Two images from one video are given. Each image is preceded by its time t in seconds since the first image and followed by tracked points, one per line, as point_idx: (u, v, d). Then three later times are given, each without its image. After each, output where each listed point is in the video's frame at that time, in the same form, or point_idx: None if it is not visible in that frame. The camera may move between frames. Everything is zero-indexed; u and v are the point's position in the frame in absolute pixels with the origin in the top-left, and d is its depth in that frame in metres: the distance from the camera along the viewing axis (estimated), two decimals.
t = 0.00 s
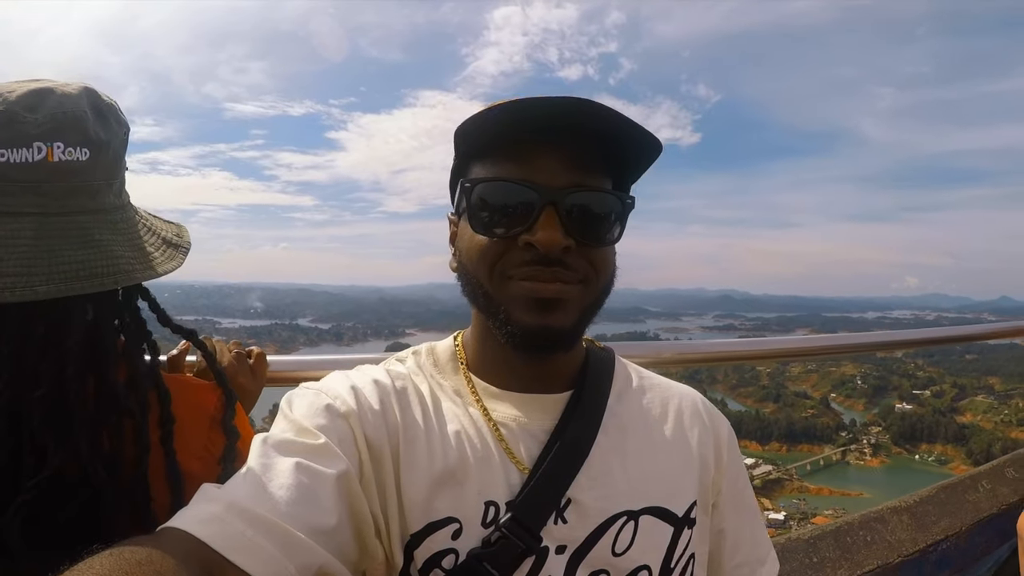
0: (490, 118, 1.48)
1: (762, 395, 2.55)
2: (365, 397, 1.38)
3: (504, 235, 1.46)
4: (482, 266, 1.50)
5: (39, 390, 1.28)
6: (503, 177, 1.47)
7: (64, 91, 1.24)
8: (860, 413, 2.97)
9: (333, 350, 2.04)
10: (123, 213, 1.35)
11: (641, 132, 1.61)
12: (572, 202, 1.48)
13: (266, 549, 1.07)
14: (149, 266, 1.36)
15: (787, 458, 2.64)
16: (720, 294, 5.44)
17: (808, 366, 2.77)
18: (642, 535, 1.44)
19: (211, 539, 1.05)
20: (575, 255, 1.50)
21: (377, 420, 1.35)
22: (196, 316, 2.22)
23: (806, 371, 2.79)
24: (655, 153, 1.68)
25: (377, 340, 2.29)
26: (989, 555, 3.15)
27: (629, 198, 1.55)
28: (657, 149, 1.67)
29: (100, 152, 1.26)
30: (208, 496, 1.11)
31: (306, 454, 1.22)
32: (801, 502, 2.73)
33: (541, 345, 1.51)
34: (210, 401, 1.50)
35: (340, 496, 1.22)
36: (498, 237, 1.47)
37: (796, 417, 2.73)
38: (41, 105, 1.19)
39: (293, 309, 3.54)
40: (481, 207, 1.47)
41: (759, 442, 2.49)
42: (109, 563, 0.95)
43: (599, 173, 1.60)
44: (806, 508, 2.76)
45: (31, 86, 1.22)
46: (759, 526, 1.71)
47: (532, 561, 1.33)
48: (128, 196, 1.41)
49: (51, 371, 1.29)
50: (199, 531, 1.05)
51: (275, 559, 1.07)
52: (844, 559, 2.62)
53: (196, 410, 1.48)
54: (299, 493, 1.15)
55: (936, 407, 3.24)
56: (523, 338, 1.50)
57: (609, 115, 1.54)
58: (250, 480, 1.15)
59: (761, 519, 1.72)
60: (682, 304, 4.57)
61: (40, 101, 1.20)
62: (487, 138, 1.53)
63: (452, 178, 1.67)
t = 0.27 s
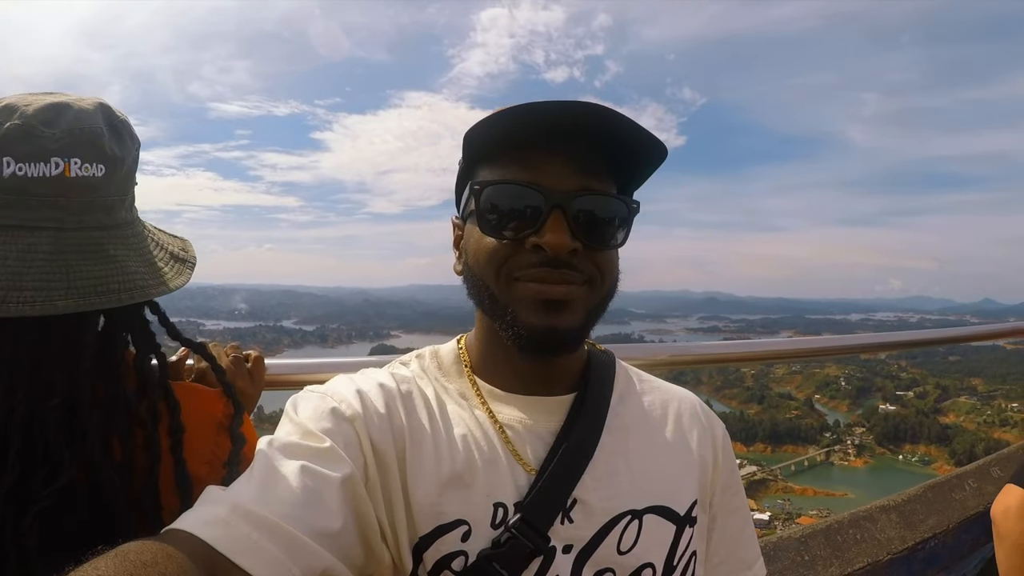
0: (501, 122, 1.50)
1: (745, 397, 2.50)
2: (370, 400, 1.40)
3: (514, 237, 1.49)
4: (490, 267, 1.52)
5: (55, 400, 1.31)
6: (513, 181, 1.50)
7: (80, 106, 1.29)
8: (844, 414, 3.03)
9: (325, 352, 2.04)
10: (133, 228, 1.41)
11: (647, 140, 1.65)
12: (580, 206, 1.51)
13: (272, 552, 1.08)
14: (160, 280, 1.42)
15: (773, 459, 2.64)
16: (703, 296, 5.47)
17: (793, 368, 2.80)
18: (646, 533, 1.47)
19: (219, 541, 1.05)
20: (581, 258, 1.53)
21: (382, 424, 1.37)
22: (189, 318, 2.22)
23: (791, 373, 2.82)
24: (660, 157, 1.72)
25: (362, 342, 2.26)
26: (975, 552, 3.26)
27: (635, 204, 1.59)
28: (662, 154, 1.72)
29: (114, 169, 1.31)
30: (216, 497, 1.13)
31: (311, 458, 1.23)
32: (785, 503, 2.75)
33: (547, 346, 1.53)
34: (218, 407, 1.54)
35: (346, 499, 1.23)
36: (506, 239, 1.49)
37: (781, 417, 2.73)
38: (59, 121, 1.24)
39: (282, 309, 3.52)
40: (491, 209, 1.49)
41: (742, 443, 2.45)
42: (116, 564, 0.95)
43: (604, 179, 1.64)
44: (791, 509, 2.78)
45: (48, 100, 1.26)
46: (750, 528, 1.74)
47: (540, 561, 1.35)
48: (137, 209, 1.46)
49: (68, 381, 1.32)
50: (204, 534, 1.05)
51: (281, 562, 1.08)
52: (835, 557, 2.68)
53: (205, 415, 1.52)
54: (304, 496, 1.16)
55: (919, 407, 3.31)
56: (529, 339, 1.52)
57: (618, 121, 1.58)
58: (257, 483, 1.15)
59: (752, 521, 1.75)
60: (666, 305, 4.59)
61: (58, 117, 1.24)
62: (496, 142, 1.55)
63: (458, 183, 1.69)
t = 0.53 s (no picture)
0: (524, 113, 1.53)
1: (731, 392, 2.50)
2: (368, 403, 1.39)
3: (527, 229, 1.49)
4: (501, 259, 1.52)
5: (53, 409, 1.31)
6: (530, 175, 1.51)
7: (76, 118, 1.30)
8: (831, 407, 3.08)
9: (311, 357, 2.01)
10: (129, 241, 1.42)
11: (660, 149, 1.70)
12: (593, 202, 1.53)
13: (272, 555, 1.07)
14: (157, 292, 1.43)
15: (759, 453, 2.63)
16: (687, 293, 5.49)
17: (778, 363, 2.82)
18: (645, 532, 1.48)
19: (219, 544, 1.04)
20: (591, 254, 1.54)
21: (381, 426, 1.36)
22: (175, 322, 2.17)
23: (776, 368, 2.85)
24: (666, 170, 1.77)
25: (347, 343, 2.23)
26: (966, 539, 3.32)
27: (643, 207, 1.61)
28: (672, 167, 1.77)
29: (112, 181, 1.32)
30: (216, 500, 1.12)
31: (310, 461, 1.22)
32: (776, 497, 2.74)
33: (554, 340, 1.52)
34: (217, 412, 1.53)
35: (345, 503, 1.22)
36: (517, 231, 1.50)
37: (767, 412, 2.76)
38: (56, 133, 1.25)
39: (267, 313, 3.48)
40: (506, 200, 1.51)
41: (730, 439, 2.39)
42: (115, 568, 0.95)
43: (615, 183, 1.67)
44: (781, 503, 2.78)
45: (44, 112, 1.27)
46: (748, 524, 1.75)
47: (540, 560, 1.35)
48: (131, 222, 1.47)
49: (65, 391, 1.32)
50: (204, 537, 1.04)
51: (280, 565, 1.07)
52: (830, 549, 2.70)
53: (203, 420, 1.51)
54: (302, 498, 1.15)
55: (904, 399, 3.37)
56: (537, 332, 1.50)
57: (636, 124, 1.62)
58: (256, 486, 1.14)
59: (750, 515, 1.77)
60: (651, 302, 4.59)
61: (56, 130, 1.25)
62: (514, 136, 1.57)
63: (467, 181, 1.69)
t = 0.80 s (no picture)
0: (539, 117, 1.53)
1: (713, 391, 2.49)
2: (357, 404, 1.37)
3: (531, 232, 1.49)
4: (502, 261, 1.51)
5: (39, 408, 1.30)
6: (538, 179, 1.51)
7: (67, 125, 1.31)
8: (811, 404, 3.08)
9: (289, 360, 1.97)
10: (114, 248, 1.43)
11: (662, 166, 1.73)
12: (597, 211, 1.54)
13: (262, 554, 1.05)
14: (143, 298, 1.44)
15: (741, 452, 2.60)
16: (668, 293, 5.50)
17: (759, 361, 2.84)
18: (631, 531, 1.48)
19: (209, 543, 1.02)
20: (591, 261, 1.54)
21: (370, 427, 1.34)
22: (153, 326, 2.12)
23: (756, 366, 2.87)
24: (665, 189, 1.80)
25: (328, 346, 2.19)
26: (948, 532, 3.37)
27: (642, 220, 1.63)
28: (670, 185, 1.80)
29: (102, 187, 1.33)
30: (206, 500, 1.10)
31: (299, 462, 1.20)
32: (757, 495, 2.75)
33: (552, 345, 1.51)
34: (200, 418, 1.51)
35: (334, 504, 1.21)
36: (520, 233, 1.49)
37: (749, 410, 2.71)
38: (48, 138, 1.25)
39: (247, 317, 3.42)
40: (512, 203, 1.50)
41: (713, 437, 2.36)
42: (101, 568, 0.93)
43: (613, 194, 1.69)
44: (763, 501, 2.79)
45: (34, 118, 1.27)
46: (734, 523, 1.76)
47: (528, 561, 1.34)
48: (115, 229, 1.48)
49: (51, 390, 1.32)
50: (193, 536, 1.02)
51: (270, 564, 1.05)
52: (813, 545, 2.73)
53: (186, 425, 1.48)
54: (291, 498, 1.13)
55: (885, 395, 3.41)
56: (535, 335, 1.49)
57: (645, 139, 1.65)
58: (244, 486, 1.12)
59: (735, 513, 1.77)
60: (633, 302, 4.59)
61: (48, 135, 1.26)
62: (522, 138, 1.57)
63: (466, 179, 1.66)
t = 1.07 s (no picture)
0: (543, 122, 1.53)
1: (705, 386, 2.50)
2: (353, 409, 1.37)
3: (530, 235, 1.49)
4: (501, 263, 1.51)
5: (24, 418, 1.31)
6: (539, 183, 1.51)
7: (46, 139, 1.31)
8: (803, 397, 3.14)
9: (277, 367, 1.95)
10: (97, 258, 1.41)
11: (660, 171, 1.75)
12: (596, 216, 1.54)
13: (259, 558, 1.05)
14: (129, 306, 1.42)
15: (734, 446, 2.64)
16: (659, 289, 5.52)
17: (749, 355, 2.86)
18: (627, 528, 1.49)
19: (205, 547, 1.02)
20: (589, 266, 1.55)
21: (366, 431, 1.34)
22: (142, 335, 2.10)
23: (747, 360, 2.89)
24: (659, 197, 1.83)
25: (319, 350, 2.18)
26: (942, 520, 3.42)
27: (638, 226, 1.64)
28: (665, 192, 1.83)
29: (82, 198, 1.32)
30: (202, 504, 1.09)
31: (295, 466, 1.20)
32: (751, 488, 2.76)
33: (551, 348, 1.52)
34: (187, 431, 1.49)
35: (331, 508, 1.20)
36: (520, 236, 1.49)
37: (740, 405, 2.73)
38: (25, 150, 1.25)
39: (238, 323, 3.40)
40: (513, 205, 1.50)
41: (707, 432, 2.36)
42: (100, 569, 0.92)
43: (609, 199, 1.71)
44: (756, 494, 2.80)
45: (11, 133, 1.27)
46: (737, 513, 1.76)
47: (525, 560, 1.35)
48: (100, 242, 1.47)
49: (32, 401, 1.32)
50: (190, 539, 1.02)
51: (267, 567, 1.05)
52: (806, 539, 2.75)
53: (172, 437, 1.47)
54: (287, 502, 1.13)
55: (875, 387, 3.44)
56: (533, 339, 1.50)
57: (647, 146, 1.66)
58: (240, 490, 1.12)
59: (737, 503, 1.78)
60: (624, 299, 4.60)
61: (26, 148, 1.26)
62: (524, 142, 1.57)
63: (464, 180, 1.65)
